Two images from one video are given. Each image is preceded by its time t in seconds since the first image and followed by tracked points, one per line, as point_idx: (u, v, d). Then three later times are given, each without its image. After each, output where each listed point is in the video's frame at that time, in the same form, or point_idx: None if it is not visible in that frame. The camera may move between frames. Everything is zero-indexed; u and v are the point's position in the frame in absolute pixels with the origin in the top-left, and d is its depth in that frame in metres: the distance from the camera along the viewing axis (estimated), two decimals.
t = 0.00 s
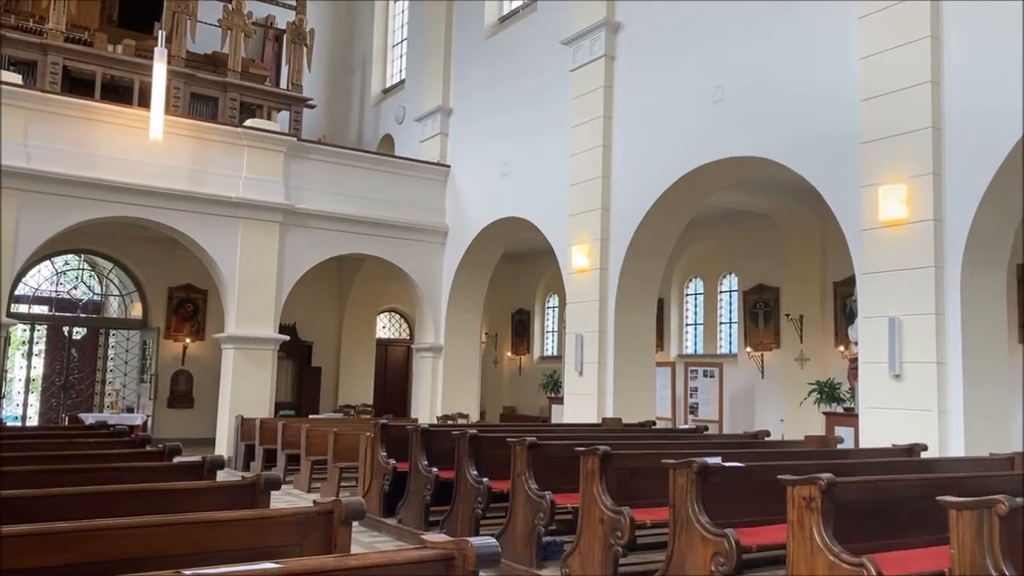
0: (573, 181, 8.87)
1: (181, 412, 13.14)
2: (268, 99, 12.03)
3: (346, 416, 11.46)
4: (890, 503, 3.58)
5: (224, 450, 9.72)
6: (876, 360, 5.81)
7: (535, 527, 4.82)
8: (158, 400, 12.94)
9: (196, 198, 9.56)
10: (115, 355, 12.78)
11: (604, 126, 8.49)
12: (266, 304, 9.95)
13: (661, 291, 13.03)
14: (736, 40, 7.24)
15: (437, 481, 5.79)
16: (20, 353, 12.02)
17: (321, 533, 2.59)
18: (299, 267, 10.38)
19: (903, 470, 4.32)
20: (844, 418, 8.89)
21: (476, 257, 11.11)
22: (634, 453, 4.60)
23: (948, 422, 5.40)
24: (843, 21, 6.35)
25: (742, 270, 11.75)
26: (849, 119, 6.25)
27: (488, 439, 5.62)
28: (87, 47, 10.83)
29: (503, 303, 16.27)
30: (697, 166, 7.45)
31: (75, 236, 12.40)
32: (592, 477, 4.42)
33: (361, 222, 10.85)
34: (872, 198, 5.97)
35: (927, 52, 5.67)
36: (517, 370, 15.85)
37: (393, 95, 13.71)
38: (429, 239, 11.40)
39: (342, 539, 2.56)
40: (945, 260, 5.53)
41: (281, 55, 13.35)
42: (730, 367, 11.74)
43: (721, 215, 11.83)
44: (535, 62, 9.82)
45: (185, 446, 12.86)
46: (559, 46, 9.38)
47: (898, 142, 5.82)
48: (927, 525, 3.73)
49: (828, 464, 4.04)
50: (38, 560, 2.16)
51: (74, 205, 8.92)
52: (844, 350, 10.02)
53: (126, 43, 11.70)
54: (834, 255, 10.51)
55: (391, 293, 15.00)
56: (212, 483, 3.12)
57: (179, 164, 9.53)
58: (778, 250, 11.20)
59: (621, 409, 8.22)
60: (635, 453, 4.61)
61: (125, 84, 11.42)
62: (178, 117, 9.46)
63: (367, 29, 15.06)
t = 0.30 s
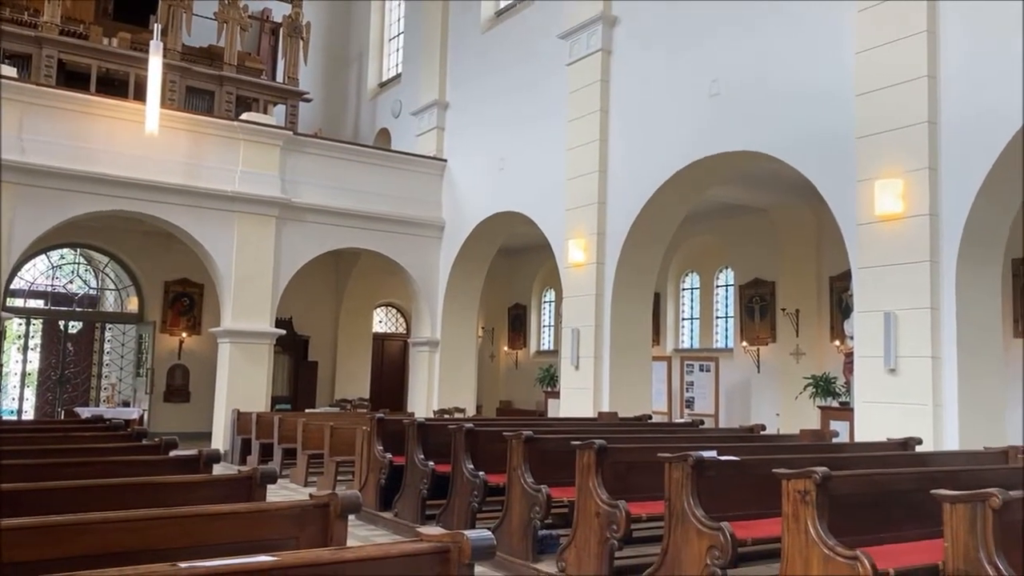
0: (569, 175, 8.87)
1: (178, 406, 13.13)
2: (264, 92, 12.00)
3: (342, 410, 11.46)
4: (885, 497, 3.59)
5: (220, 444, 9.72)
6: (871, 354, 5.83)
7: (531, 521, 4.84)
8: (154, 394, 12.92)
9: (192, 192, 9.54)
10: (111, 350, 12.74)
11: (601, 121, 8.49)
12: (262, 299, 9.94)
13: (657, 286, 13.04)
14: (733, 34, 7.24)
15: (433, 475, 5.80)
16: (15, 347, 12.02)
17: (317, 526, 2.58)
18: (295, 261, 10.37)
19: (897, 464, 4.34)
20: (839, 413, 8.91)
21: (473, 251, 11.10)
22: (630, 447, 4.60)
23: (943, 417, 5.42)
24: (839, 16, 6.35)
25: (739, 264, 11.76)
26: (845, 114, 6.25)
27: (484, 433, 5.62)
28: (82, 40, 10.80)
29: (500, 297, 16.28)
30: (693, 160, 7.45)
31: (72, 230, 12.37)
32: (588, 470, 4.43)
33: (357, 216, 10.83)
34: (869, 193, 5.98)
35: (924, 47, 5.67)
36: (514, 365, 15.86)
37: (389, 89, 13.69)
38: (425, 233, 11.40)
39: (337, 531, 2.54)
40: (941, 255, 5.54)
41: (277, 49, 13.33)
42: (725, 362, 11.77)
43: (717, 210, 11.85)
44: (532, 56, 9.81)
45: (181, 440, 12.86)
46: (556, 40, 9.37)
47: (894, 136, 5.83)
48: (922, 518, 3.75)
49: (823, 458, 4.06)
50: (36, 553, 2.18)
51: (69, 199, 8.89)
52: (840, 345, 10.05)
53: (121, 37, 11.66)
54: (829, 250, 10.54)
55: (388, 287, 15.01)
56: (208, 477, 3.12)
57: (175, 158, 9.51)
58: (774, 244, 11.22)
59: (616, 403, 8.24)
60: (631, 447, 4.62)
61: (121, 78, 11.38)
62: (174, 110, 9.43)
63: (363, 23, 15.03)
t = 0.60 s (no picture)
0: (564, 169, 8.87)
1: (172, 399, 13.12)
2: (258, 85, 11.98)
3: (338, 404, 11.47)
4: (877, 489, 3.61)
5: (216, 437, 9.72)
6: (865, 348, 5.84)
7: (525, 513, 4.86)
8: (149, 387, 12.90)
9: (187, 185, 9.51)
10: (105, 343, 12.72)
11: (596, 114, 8.48)
12: (257, 292, 9.94)
13: (652, 279, 13.05)
14: (727, 28, 7.23)
15: (428, 468, 5.81)
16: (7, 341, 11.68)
17: (310, 518, 2.59)
18: (290, 254, 10.36)
19: (889, 456, 4.36)
20: (832, 406, 8.94)
21: (468, 245, 11.10)
22: (625, 440, 4.62)
23: (935, 410, 5.44)
24: (834, 10, 6.34)
25: (733, 258, 11.78)
26: (840, 108, 6.26)
27: (479, 426, 5.63)
28: (76, 32, 10.77)
29: (495, 290, 16.29)
30: (689, 154, 7.44)
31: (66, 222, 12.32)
32: (582, 463, 4.44)
33: (352, 209, 10.82)
34: (863, 186, 5.98)
35: (919, 42, 5.67)
36: (509, 358, 15.87)
37: (384, 82, 13.66)
38: (421, 227, 11.39)
39: (332, 524, 2.56)
40: (934, 249, 5.56)
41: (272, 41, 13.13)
42: (720, 355, 11.79)
43: (712, 203, 11.86)
44: (527, 49, 9.78)
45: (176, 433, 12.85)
46: (551, 33, 9.35)
47: (889, 131, 5.83)
48: (914, 510, 3.77)
49: (815, 450, 4.07)
50: (31, 545, 2.16)
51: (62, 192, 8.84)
52: (834, 338, 10.07)
53: (115, 28, 11.62)
54: (824, 244, 10.55)
55: (383, 280, 15.01)
56: (202, 470, 3.13)
57: (168, 151, 9.48)
58: (768, 238, 11.24)
59: (611, 396, 8.25)
60: (625, 440, 4.63)
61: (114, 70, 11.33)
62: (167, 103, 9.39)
63: (358, 16, 14.97)
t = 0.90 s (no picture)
0: (560, 163, 8.87)
1: (167, 393, 13.11)
2: (253, 79, 11.98)
3: (333, 399, 11.46)
4: (870, 483, 3.63)
5: (210, 431, 9.72)
6: (859, 342, 5.86)
7: (520, 507, 4.87)
8: (144, 381, 12.90)
9: (181, 179, 9.49)
10: (100, 338, 12.66)
11: (592, 109, 8.48)
12: (252, 286, 9.93)
13: (647, 274, 13.06)
14: (723, 23, 7.22)
15: (423, 462, 5.82)
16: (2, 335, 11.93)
17: (305, 511, 2.59)
18: (285, 248, 10.35)
19: (883, 450, 4.38)
20: (827, 400, 8.96)
21: (463, 239, 11.09)
22: (620, 434, 4.62)
23: (929, 404, 5.46)
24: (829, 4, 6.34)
25: (728, 253, 11.80)
26: (834, 103, 6.26)
27: (474, 420, 5.63)
28: (70, 25, 10.73)
29: (491, 284, 16.29)
30: (684, 149, 7.45)
31: (60, 217, 12.32)
32: (576, 457, 4.45)
33: (347, 203, 10.81)
34: (858, 181, 5.99)
35: (913, 37, 5.68)
36: (504, 353, 15.88)
37: (379, 76, 13.64)
38: (416, 222, 11.38)
39: (325, 517, 2.55)
40: (928, 244, 5.57)
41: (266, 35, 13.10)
42: (714, 350, 11.81)
43: (707, 198, 11.88)
44: (523, 44, 9.77)
45: (171, 428, 12.85)
46: (547, 27, 9.34)
47: (884, 125, 5.84)
48: (907, 504, 3.79)
49: (809, 444, 4.08)
50: (26, 538, 2.21)
51: (56, 186, 8.82)
52: (828, 333, 10.10)
53: (109, 22, 11.58)
54: (819, 239, 10.57)
55: (379, 275, 15.01)
56: (196, 463, 3.12)
57: (163, 145, 9.45)
58: (763, 234, 11.27)
59: (606, 391, 8.26)
60: (620, 434, 4.64)
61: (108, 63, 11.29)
62: (162, 97, 9.37)
63: (353, 10, 14.93)
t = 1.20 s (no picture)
0: (553, 157, 8.85)
1: (159, 387, 13.08)
2: (245, 71, 11.91)
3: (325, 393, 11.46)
4: (859, 476, 3.64)
5: (203, 426, 9.69)
6: (850, 336, 5.87)
7: (512, 501, 4.87)
8: (136, 375, 12.87)
9: (173, 172, 9.45)
10: (92, 330, 12.55)
11: (585, 103, 8.47)
12: (244, 280, 9.90)
13: (640, 269, 13.07)
14: (715, 17, 7.21)
15: (415, 456, 5.82)
16: None
17: (296, 505, 2.58)
18: (278, 242, 10.33)
19: (874, 444, 4.39)
20: (818, 394, 8.98)
21: (457, 234, 11.08)
22: (612, 428, 4.64)
23: (919, 398, 5.48)
24: None
25: (721, 248, 11.82)
26: (827, 98, 6.26)
27: (466, 414, 5.64)
28: (60, 17, 10.67)
29: (484, 278, 16.28)
30: (677, 143, 7.44)
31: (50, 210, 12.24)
32: (568, 451, 4.46)
33: (340, 197, 10.79)
34: (850, 175, 6.00)
35: (905, 31, 5.69)
36: (498, 347, 15.89)
37: (372, 69, 13.60)
38: (409, 215, 11.36)
39: (316, 511, 2.54)
40: (920, 238, 5.58)
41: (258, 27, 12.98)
42: (707, 344, 11.84)
43: (700, 193, 11.90)
44: (516, 37, 9.75)
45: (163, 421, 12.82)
46: (540, 21, 9.32)
47: (875, 120, 5.85)
48: (896, 497, 3.80)
49: (799, 438, 4.10)
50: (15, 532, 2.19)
51: (48, 179, 8.78)
52: (820, 326, 10.12)
53: (100, 14, 11.51)
54: (811, 233, 10.59)
55: (372, 269, 14.99)
56: (186, 457, 3.11)
57: (155, 138, 9.41)
58: (755, 228, 11.29)
59: (599, 385, 8.27)
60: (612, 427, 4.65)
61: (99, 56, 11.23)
62: (153, 90, 9.33)
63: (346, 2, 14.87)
